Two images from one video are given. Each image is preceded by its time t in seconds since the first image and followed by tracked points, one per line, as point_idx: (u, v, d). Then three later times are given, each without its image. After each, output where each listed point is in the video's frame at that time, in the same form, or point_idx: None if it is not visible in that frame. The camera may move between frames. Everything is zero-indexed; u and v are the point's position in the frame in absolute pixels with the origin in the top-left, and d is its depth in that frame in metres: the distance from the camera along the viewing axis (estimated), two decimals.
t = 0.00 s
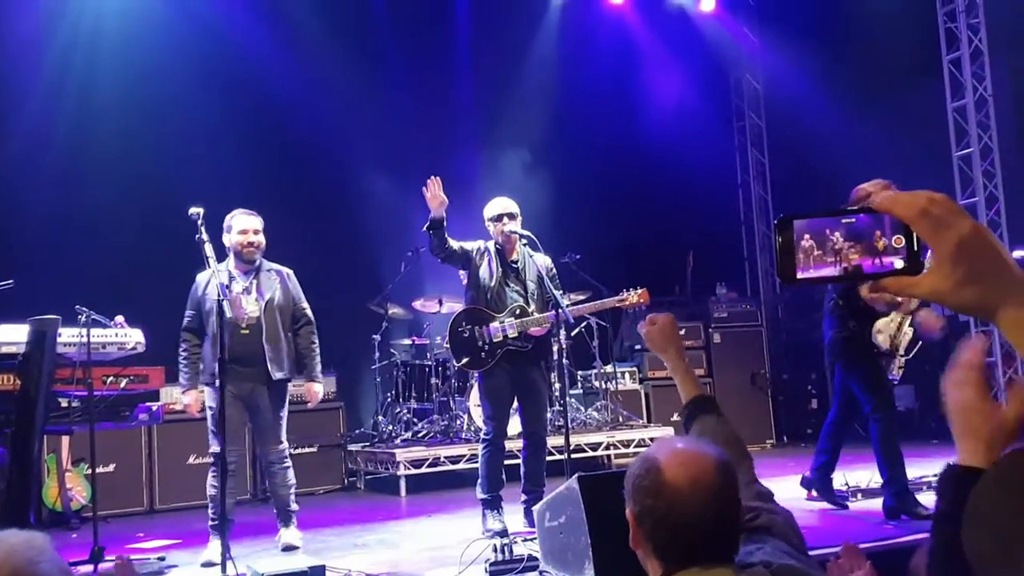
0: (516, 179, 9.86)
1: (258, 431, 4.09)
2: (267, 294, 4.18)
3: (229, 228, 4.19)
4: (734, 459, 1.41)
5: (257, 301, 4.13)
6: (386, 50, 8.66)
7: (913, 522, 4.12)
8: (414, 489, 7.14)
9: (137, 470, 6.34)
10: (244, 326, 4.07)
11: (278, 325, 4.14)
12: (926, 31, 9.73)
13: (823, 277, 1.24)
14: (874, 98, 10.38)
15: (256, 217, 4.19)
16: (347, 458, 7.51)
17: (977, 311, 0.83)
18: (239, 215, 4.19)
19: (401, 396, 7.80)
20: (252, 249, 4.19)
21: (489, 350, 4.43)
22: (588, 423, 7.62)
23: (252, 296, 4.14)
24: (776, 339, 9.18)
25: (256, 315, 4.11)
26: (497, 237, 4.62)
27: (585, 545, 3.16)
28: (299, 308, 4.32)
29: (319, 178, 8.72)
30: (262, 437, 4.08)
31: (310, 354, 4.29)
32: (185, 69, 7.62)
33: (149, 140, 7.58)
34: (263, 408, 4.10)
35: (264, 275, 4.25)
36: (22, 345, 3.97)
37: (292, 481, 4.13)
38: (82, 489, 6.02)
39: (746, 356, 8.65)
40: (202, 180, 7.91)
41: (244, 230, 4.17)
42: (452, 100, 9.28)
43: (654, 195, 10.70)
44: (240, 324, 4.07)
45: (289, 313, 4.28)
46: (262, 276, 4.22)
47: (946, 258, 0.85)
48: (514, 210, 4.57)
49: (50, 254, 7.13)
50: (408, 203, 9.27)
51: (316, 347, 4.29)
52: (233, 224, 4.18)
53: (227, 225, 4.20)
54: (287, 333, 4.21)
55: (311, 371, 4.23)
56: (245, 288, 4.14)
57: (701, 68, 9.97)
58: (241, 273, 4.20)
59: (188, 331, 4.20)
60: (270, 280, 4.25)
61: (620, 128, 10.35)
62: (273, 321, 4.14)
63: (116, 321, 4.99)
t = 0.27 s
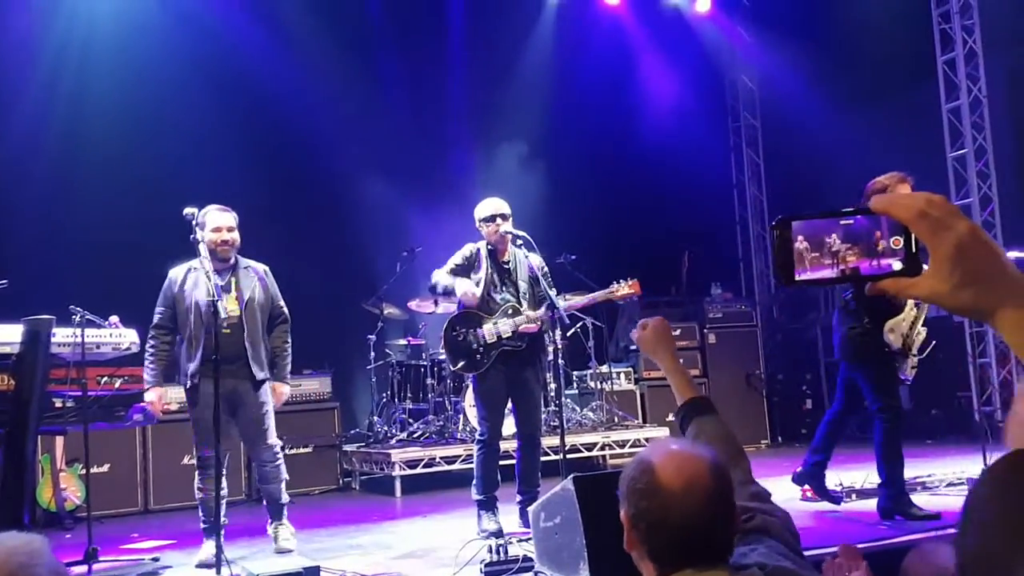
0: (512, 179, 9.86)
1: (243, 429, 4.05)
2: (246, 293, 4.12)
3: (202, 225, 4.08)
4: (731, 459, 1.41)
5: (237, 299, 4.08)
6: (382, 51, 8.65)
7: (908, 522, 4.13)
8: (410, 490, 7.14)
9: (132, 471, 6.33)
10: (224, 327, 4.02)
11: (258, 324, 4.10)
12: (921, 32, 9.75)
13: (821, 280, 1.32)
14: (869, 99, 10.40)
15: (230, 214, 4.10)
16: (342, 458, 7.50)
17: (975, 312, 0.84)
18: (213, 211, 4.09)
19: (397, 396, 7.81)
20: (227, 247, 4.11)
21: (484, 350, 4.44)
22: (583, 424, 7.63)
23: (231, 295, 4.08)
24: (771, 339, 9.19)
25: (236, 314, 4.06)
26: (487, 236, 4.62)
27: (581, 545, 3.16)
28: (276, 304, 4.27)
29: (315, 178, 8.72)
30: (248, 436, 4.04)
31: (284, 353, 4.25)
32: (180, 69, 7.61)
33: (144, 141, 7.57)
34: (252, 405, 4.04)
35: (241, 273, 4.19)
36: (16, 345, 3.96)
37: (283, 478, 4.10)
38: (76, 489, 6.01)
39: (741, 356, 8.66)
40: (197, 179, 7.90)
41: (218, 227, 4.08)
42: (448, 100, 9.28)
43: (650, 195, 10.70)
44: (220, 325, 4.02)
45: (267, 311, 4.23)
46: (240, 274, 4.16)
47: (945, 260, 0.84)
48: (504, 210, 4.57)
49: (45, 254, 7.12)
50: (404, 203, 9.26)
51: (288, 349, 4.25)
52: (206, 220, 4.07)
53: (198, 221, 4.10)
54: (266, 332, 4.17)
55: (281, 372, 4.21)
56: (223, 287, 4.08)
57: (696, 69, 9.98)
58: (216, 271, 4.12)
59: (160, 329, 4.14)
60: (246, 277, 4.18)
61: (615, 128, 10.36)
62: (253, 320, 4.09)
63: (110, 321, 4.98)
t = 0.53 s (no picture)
0: (508, 179, 9.86)
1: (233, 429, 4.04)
2: (239, 291, 4.14)
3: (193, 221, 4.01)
4: (727, 460, 1.41)
5: (230, 297, 4.09)
6: (379, 51, 8.65)
7: (903, 522, 4.14)
8: (406, 490, 7.13)
9: (127, 471, 6.31)
10: (218, 326, 4.03)
11: (251, 323, 4.11)
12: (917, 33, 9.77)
13: (830, 277, 1.33)
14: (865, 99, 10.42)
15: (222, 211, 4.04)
16: (338, 458, 7.49)
17: (978, 311, 0.85)
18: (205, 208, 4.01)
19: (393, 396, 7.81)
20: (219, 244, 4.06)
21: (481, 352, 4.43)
22: (579, 423, 7.63)
23: (224, 293, 4.09)
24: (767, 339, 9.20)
25: (229, 313, 4.07)
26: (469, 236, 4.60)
27: (578, 544, 3.16)
28: (268, 301, 4.28)
29: (312, 177, 8.72)
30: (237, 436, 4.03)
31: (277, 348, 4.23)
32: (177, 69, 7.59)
33: (141, 140, 7.55)
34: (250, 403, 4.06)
35: (232, 269, 4.19)
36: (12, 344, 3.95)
37: (274, 478, 4.03)
38: (72, 489, 5.99)
39: (737, 356, 8.67)
40: (192, 179, 7.88)
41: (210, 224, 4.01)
42: (445, 100, 9.27)
43: (646, 195, 10.71)
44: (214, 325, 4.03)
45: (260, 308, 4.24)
46: (232, 272, 4.16)
47: (950, 259, 0.85)
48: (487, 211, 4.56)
49: (40, 253, 7.10)
50: (400, 202, 9.25)
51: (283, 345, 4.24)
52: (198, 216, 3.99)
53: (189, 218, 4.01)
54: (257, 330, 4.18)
55: (274, 367, 4.20)
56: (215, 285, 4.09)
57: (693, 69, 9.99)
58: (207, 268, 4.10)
59: (150, 326, 4.12)
60: (238, 274, 4.19)
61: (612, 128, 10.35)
62: (246, 317, 4.11)
63: (106, 321, 4.96)
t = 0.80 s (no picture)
0: (508, 178, 9.86)
1: (239, 430, 4.04)
2: (248, 289, 4.12)
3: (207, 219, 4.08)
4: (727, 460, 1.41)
5: (240, 296, 4.08)
6: (379, 50, 8.64)
7: (904, 522, 4.13)
8: (407, 489, 7.13)
9: (127, 470, 6.31)
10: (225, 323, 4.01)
11: (260, 320, 4.09)
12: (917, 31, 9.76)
13: (842, 274, 1.24)
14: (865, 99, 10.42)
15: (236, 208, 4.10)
16: (339, 457, 7.49)
17: (989, 310, 0.85)
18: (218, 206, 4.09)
19: (393, 395, 7.82)
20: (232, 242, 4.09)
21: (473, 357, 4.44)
22: (580, 422, 7.65)
23: (233, 291, 4.08)
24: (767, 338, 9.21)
25: (239, 311, 4.05)
26: (456, 234, 4.60)
27: (578, 544, 3.16)
28: (279, 301, 4.26)
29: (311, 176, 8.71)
30: (244, 436, 4.02)
31: (290, 349, 4.25)
32: (177, 69, 7.58)
33: (140, 140, 7.54)
34: (254, 404, 4.06)
35: (243, 268, 4.19)
36: (12, 344, 3.94)
37: (275, 481, 4.03)
38: (72, 489, 5.99)
39: (737, 355, 8.67)
40: (192, 179, 7.87)
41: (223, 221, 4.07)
42: (445, 100, 9.27)
43: (646, 194, 10.70)
44: (221, 322, 4.01)
45: (271, 308, 4.22)
46: (243, 270, 4.16)
47: (961, 259, 0.85)
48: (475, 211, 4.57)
49: (40, 253, 7.09)
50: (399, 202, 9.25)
51: (296, 345, 4.23)
52: (211, 214, 4.07)
53: (204, 216, 4.09)
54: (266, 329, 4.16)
55: (287, 368, 4.19)
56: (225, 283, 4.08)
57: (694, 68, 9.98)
58: (219, 266, 4.11)
59: (161, 325, 4.12)
60: (249, 273, 4.18)
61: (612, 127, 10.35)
62: (254, 315, 4.09)
63: (106, 320, 4.96)
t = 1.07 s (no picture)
0: (509, 177, 9.85)
1: (256, 429, 4.03)
2: (270, 284, 4.12)
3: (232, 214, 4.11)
4: (735, 460, 1.42)
5: (262, 292, 4.07)
6: (380, 50, 8.66)
7: (907, 521, 4.12)
8: (409, 488, 7.13)
9: (129, 470, 6.31)
10: (246, 319, 4.01)
11: (281, 317, 4.09)
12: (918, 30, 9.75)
13: (861, 274, 1.24)
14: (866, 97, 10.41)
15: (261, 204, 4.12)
16: (341, 457, 7.49)
17: (1008, 309, 0.86)
18: (243, 201, 4.12)
19: (395, 394, 7.83)
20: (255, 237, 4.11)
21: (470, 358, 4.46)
22: (581, 421, 7.67)
23: (255, 286, 4.08)
24: (769, 337, 9.21)
25: (260, 307, 4.05)
26: (455, 233, 4.64)
27: (581, 543, 3.16)
28: (303, 298, 4.26)
29: (313, 175, 8.72)
30: (260, 436, 4.02)
31: (313, 346, 4.27)
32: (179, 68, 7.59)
33: (141, 139, 7.54)
34: (262, 406, 4.03)
35: (266, 264, 4.19)
36: (14, 344, 3.95)
37: (285, 481, 4.03)
38: (74, 488, 6.00)
39: (739, 354, 8.67)
40: (194, 178, 7.87)
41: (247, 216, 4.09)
42: (446, 100, 9.28)
43: (648, 193, 10.70)
44: (242, 318, 4.01)
45: (293, 305, 4.22)
46: (266, 266, 4.16)
47: (980, 258, 0.86)
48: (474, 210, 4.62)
49: (43, 252, 7.10)
50: (401, 201, 9.25)
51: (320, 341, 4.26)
52: (236, 209, 4.11)
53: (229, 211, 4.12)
54: (289, 326, 4.16)
55: (311, 367, 4.23)
56: (247, 278, 4.08)
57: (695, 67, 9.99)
58: (243, 261, 4.13)
59: (184, 320, 4.16)
60: (271, 269, 4.18)
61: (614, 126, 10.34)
62: (276, 312, 4.08)
63: (108, 319, 4.97)
